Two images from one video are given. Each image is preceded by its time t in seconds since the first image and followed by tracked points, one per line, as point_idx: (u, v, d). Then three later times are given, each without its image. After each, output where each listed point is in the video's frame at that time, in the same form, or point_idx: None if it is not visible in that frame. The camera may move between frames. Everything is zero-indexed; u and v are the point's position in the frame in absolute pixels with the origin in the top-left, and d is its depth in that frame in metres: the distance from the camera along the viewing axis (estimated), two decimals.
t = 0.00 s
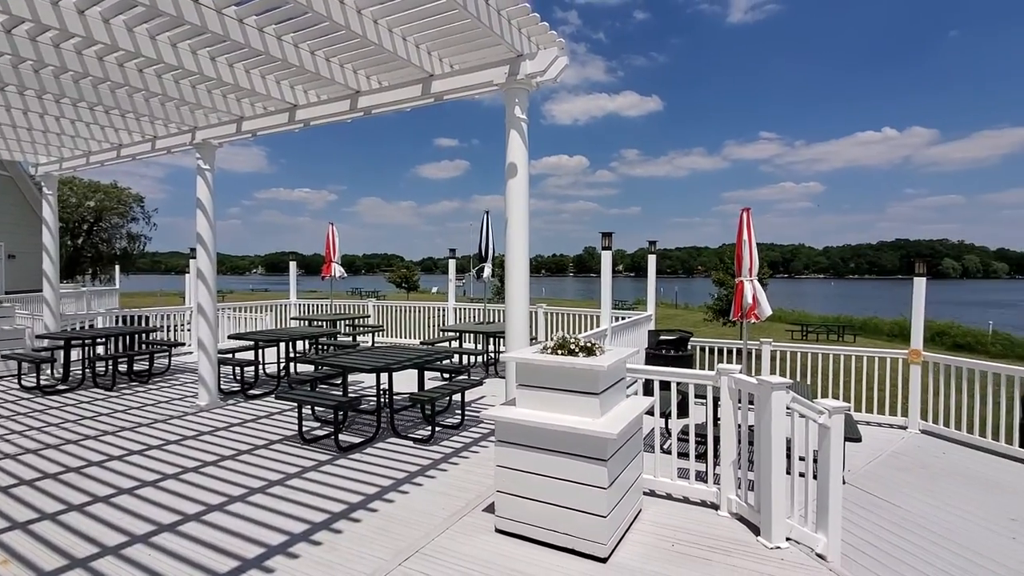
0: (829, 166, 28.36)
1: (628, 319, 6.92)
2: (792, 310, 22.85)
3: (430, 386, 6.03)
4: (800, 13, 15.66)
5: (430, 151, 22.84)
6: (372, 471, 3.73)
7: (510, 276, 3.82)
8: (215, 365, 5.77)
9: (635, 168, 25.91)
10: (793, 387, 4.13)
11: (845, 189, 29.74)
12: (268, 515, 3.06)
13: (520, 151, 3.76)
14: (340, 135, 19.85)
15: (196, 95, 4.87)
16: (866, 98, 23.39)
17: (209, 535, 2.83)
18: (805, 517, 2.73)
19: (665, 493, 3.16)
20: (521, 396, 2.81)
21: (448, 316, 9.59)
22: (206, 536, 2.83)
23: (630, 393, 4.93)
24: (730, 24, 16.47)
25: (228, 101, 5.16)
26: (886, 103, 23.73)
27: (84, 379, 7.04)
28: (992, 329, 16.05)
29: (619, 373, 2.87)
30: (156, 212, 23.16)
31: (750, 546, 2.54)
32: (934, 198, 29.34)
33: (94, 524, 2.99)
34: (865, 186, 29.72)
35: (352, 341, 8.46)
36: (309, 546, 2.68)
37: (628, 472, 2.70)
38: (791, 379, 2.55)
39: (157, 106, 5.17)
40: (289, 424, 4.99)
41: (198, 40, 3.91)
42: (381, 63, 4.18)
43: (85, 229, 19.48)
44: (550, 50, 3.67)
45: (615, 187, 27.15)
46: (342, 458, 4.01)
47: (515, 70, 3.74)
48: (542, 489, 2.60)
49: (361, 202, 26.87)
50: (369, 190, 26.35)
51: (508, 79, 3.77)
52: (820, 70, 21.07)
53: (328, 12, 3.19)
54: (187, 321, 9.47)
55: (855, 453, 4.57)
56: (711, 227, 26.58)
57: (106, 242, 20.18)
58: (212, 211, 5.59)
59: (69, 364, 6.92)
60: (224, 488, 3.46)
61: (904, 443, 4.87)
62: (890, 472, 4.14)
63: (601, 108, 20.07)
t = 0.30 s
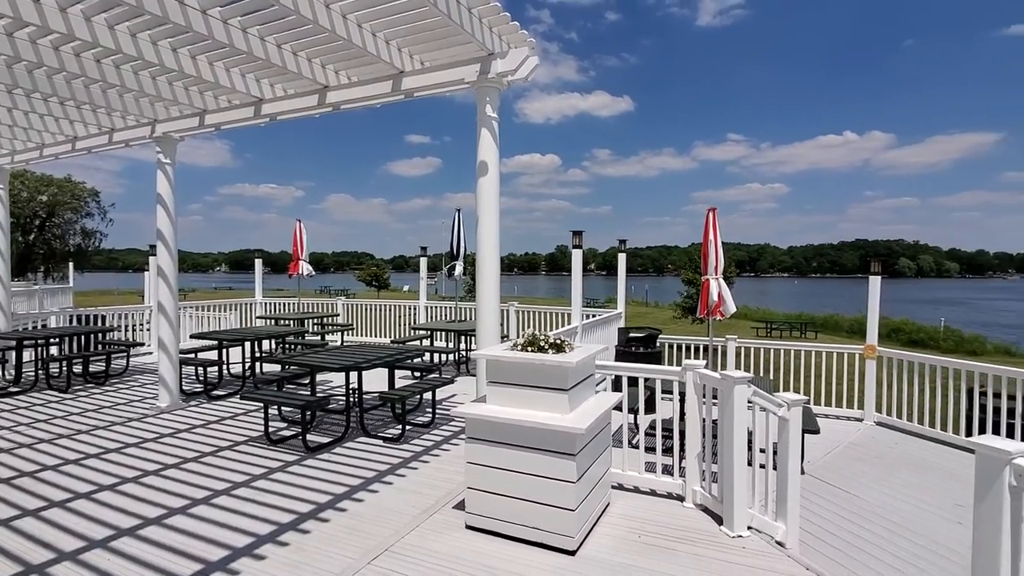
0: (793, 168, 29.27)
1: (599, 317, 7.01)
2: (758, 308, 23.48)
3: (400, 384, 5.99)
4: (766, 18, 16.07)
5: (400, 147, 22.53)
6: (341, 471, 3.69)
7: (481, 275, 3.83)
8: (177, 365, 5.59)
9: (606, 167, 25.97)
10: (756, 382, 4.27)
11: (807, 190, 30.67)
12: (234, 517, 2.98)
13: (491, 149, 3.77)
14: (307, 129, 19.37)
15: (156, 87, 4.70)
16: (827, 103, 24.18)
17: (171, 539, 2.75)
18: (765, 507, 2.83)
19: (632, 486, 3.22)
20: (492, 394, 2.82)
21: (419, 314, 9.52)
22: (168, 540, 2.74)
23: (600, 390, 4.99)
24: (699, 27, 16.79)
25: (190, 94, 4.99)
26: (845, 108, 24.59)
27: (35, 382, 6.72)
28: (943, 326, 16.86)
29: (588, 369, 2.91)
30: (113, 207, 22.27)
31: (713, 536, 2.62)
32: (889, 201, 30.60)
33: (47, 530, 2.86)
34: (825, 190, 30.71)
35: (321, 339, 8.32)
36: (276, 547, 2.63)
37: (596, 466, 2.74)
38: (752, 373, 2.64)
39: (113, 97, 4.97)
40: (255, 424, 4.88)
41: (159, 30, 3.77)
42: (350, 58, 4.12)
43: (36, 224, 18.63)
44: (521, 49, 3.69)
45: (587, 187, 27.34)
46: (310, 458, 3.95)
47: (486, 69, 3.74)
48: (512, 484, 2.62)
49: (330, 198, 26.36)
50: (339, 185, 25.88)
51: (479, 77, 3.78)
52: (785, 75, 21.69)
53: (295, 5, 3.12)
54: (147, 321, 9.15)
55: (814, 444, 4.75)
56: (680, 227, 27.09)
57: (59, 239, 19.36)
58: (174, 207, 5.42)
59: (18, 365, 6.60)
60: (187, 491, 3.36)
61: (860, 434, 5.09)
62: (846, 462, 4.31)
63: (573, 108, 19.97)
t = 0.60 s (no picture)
0: (760, 170, 30.06)
1: (570, 317, 7.07)
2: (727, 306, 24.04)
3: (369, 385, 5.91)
4: (735, 23, 16.43)
5: (372, 144, 22.18)
6: (308, 472, 3.63)
7: (450, 274, 3.82)
8: (135, 367, 5.39)
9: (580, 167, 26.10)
10: (720, 378, 4.38)
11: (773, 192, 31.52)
12: (196, 522, 2.90)
13: (460, 148, 3.77)
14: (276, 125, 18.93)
15: (113, 80, 4.53)
16: (793, 107, 24.87)
17: (129, 546, 2.65)
18: (727, 499, 2.91)
19: (600, 483, 3.26)
20: (461, 393, 2.82)
21: (391, 314, 9.43)
22: (126, 547, 2.64)
23: (570, 388, 5.04)
24: (671, 29, 17.04)
25: (148, 88, 4.82)
26: (810, 113, 25.34)
27: None
28: (900, 323, 17.60)
29: (556, 368, 2.94)
30: (70, 202, 21.22)
31: (679, 529, 2.68)
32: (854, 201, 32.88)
33: None
34: (789, 192, 31.61)
35: (289, 340, 8.15)
36: (239, 553, 2.56)
37: (563, 463, 2.76)
38: (715, 369, 2.71)
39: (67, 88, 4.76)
40: (218, 428, 4.75)
41: (115, 21, 3.62)
42: (317, 53, 4.04)
43: None
44: (490, 48, 3.70)
45: (561, 187, 27.41)
46: (276, 460, 3.87)
47: (455, 67, 3.74)
48: (479, 483, 2.62)
49: (300, 195, 25.79)
50: (309, 182, 25.37)
51: (449, 75, 3.76)
52: (755, 80, 22.15)
53: None
54: (104, 321, 8.80)
55: (776, 438, 4.92)
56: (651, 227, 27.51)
57: (13, 235, 18.60)
58: (132, 204, 5.22)
59: None
60: (146, 495, 3.24)
61: (821, 428, 5.28)
62: (806, 455, 4.47)
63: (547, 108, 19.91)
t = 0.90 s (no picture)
0: (735, 172, 30.63)
1: (545, 316, 7.09)
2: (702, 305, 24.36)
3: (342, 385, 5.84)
4: (710, 25, 16.71)
5: (348, 141, 21.80)
6: (277, 475, 3.57)
7: (422, 273, 3.81)
8: (98, 370, 5.23)
9: (559, 166, 26.04)
10: (690, 376, 4.45)
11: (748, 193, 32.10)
12: (159, 527, 2.83)
13: (433, 147, 3.76)
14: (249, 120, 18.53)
15: (74, 74, 4.38)
16: (766, 111, 25.40)
17: (89, 553, 2.57)
18: (695, 495, 2.97)
19: (571, 480, 3.29)
20: (431, 393, 2.81)
21: (366, 313, 9.33)
22: (86, 553, 2.57)
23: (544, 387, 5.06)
24: (648, 30, 17.24)
25: (111, 82, 4.67)
26: (782, 116, 25.91)
27: None
28: (868, 322, 18.09)
29: (527, 368, 2.95)
30: (33, 199, 20.26)
31: (647, 525, 2.72)
32: (825, 203, 34.00)
33: None
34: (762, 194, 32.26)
35: (260, 340, 8.01)
36: (203, 557, 2.51)
37: (533, 461, 2.77)
38: (683, 368, 2.76)
39: (26, 82, 4.60)
40: (185, 431, 4.64)
41: (74, 13, 3.49)
42: (286, 49, 3.97)
43: None
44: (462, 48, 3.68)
45: (540, 187, 27.43)
46: (244, 463, 3.80)
47: (427, 66, 3.72)
48: (449, 483, 2.62)
49: (274, 193, 25.25)
50: (283, 180, 24.95)
51: (420, 74, 3.74)
52: (730, 83, 22.51)
53: None
54: (66, 323, 8.53)
55: (746, 433, 5.03)
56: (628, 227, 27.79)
57: None
58: (94, 202, 5.05)
59: None
60: (108, 501, 3.15)
61: (790, 425, 5.41)
62: (773, 450, 4.59)
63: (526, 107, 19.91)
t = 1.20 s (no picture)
0: (730, 171, 30.75)
1: (536, 316, 7.12)
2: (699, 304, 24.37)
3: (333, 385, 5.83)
4: (706, 24, 16.71)
5: (343, 141, 21.67)
6: (266, 474, 3.57)
7: (411, 272, 3.81)
8: (88, 370, 5.22)
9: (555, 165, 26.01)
10: (679, 375, 4.48)
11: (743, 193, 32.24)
12: (147, 526, 2.83)
13: (422, 146, 3.76)
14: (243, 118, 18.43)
15: (63, 74, 4.37)
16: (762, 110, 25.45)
17: (76, 553, 2.56)
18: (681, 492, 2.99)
19: (559, 479, 3.31)
20: (418, 391, 2.82)
21: (359, 313, 9.34)
22: (73, 552, 2.56)
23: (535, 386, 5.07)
24: (643, 30, 17.25)
25: (100, 81, 4.65)
26: (777, 116, 25.98)
27: None
28: (861, 320, 18.20)
29: (513, 366, 2.97)
30: (29, 199, 20.11)
31: (633, 522, 2.74)
32: (820, 202, 34.16)
33: None
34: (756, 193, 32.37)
35: (252, 340, 7.98)
36: (190, 556, 2.52)
37: (519, 459, 2.79)
38: (669, 366, 2.78)
39: (14, 81, 4.58)
40: (175, 431, 4.63)
41: (61, 12, 3.48)
42: (274, 48, 3.96)
43: None
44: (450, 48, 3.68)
45: (536, 186, 27.44)
46: (233, 462, 3.79)
47: (415, 66, 3.72)
48: (436, 481, 2.63)
49: (270, 192, 25.17)
50: (277, 179, 24.89)
51: (409, 73, 3.75)
52: (726, 82, 22.58)
53: None
54: (57, 323, 8.48)
55: (736, 432, 5.06)
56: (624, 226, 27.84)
57: None
58: (83, 201, 5.03)
59: None
60: (95, 501, 3.14)
61: (780, 422, 5.44)
62: (762, 447, 4.63)
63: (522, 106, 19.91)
